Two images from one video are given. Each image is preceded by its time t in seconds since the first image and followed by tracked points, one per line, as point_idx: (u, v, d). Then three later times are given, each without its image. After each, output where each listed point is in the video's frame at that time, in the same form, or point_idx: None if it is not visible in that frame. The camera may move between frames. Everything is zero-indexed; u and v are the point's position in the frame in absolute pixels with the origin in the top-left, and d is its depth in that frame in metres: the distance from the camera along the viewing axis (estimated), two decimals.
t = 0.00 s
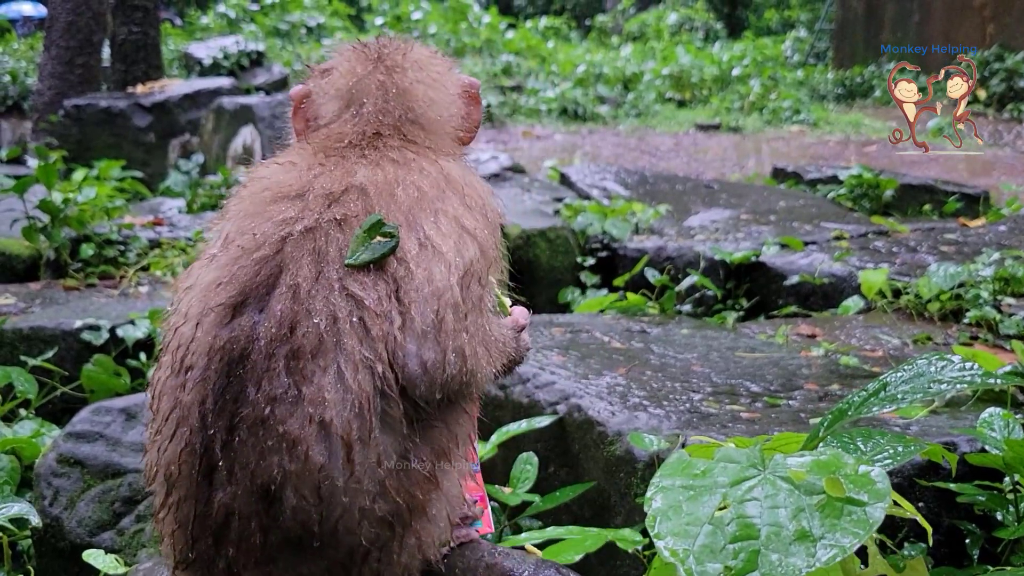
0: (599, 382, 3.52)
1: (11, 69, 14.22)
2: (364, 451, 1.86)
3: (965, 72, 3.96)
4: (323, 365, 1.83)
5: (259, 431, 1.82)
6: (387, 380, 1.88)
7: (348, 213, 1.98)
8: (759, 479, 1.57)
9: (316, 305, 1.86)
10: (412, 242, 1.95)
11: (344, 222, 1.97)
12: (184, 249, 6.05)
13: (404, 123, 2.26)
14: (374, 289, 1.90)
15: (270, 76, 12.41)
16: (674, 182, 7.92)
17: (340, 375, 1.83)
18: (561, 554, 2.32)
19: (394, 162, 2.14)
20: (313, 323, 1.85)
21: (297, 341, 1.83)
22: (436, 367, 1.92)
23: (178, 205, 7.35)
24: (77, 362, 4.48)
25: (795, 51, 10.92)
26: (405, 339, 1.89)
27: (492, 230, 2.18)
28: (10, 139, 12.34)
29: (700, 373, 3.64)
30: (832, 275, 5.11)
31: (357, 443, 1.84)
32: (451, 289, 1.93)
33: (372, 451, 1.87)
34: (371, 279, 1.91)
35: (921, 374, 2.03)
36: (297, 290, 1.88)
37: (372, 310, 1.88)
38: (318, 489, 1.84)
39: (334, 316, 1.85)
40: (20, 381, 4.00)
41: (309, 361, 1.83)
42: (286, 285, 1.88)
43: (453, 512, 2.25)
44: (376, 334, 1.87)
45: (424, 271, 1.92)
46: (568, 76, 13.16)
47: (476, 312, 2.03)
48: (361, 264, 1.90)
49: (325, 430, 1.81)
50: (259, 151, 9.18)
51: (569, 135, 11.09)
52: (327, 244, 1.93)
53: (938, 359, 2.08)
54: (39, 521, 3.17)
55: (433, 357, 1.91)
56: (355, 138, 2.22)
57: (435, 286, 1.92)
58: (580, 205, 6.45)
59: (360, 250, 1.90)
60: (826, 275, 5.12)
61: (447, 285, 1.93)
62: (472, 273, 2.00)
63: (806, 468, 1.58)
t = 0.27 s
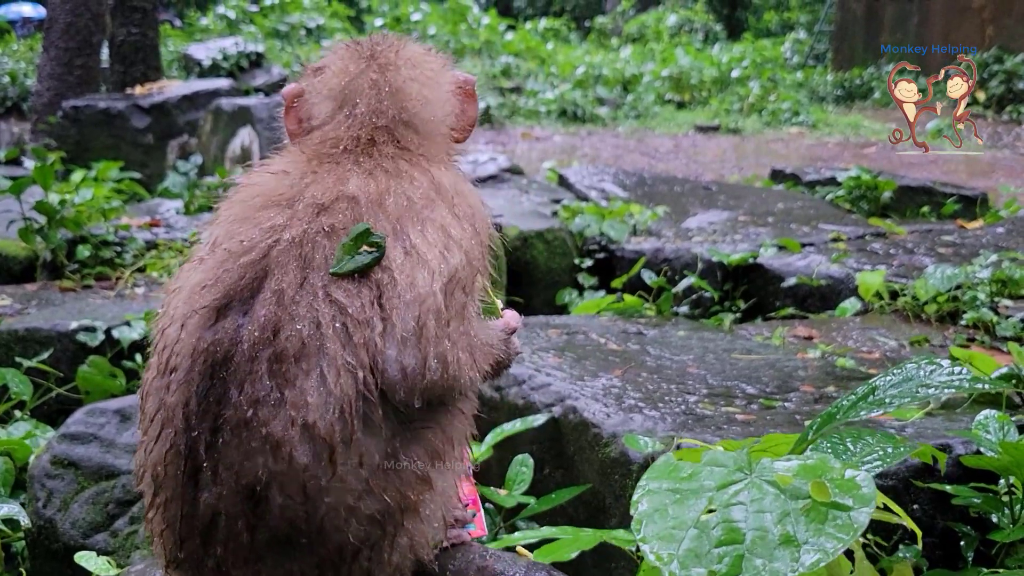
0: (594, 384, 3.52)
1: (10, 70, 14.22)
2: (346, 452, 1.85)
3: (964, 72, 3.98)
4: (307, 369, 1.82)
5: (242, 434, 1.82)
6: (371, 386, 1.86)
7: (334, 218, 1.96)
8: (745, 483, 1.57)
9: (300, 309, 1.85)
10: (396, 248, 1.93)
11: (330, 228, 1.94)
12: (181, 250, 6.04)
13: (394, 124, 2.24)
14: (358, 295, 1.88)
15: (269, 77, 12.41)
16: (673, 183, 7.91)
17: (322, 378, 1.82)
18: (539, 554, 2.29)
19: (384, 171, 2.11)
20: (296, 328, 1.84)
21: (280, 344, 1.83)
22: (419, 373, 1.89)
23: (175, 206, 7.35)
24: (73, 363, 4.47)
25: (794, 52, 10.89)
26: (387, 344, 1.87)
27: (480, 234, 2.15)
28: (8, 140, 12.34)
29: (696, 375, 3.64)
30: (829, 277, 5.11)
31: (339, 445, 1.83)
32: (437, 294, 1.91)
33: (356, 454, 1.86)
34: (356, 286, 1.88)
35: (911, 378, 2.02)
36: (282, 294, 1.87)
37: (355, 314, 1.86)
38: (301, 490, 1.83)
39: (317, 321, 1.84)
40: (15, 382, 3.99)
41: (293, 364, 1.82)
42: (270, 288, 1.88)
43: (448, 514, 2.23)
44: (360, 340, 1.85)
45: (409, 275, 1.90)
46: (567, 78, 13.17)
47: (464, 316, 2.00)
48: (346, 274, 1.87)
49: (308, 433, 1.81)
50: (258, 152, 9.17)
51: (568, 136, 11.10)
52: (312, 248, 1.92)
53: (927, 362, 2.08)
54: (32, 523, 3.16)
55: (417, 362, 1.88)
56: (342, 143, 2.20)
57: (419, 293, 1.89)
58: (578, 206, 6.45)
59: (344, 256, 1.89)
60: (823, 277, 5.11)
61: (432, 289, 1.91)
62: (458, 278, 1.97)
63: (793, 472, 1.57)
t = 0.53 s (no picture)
0: (593, 387, 3.53)
1: (10, 73, 14.24)
2: (353, 464, 1.86)
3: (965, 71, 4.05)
4: (312, 384, 1.83)
5: (249, 448, 1.84)
6: (377, 399, 1.87)
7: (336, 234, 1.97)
8: (746, 487, 1.58)
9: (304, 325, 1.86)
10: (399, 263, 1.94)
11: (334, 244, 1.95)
12: (181, 254, 6.04)
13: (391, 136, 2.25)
14: (363, 310, 1.89)
15: (269, 80, 12.42)
16: (672, 187, 7.93)
17: (328, 393, 1.82)
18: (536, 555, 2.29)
19: (383, 189, 2.13)
20: (301, 343, 1.84)
21: (285, 360, 1.83)
22: (421, 383, 1.93)
23: (175, 210, 7.36)
24: (73, 366, 4.47)
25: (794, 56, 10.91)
26: (392, 357, 1.89)
27: (478, 246, 2.19)
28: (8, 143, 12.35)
29: (695, 378, 3.65)
30: (828, 280, 5.12)
31: (346, 457, 1.85)
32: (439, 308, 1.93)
33: (362, 466, 1.88)
34: (360, 302, 1.90)
35: (909, 382, 2.03)
36: (286, 309, 1.87)
37: (360, 328, 1.87)
38: (309, 501, 1.85)
39: (322, 336, 1.85)
40: (15, 385, 3.99)
41: (298, 380, 1.83)
42: (275, 304, 1.88)
43: (451, 520, 2.26)
44: (364, 354, 1.86)
45: (412, 290, 1.92)
46: (566, 81, 13.20)
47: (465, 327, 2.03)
48: (350, 290, 1.89)
49: (314, 447, 1.81)
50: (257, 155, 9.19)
51: (567, 139, 11.12)
52: (316, 263, 1.93)
53: (924, 366, 2.09)
54: (33, 526, 3.17)
55: (418, 373, 1.91)
56: (341, 158, 2.21)
57: (423, 305, 1.92)
58: (577, 210, 6.47)
59: (349, 273, 1.90)
60: (822, 281, 5.13)
61: (435, 303, 1.93)
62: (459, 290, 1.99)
63: (793, 476, 1.59)
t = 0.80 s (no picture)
0: (595, 388, 3.53)
1: (11, 75, 14.25)
2: (361, 472, 1.87)
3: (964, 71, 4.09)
4: (320, 392, 1.83)
5: (258, 454, 1.84)
6: (383, 407, 1.89)
7: (343, 243, 1.98)
8: (744, 492, 1.59)
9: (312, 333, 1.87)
10: (406, 271, 1.95)
11: (343, 252, 1.96)
12: (182, 255, 6.05)
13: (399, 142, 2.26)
14: (371, 319, 1.90)
15: (269, 82, 12.43)
16: (673, 188, 7.94)
17: (337, 401, 1.83)
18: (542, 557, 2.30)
19: (394, 197, 2.13)
20: (309, 351, 1.85)
21: (294, 368, 1.84)
22: (426, 392, 1.94)
23: (176, 211, 7.37)
24: (76, 367, 4.48)
25: (794, 57, 10.93)
26: (397, 364, 1.90)
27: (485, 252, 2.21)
28: (9, 144, 12.37)
29: (697, 380, 3.66)
30: (828, 282, 5.13)
31: (354, 464, 1.86)
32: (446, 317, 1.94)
33: (370, 474, 1.89)
34: (368, 311, 1.90)
35: (909, 387, 2.03)
36: (295, 318, 1.88)
37: (367, 337, 1.88)
38: (317, 508, 1.86)
39: (331, 345, 1.85)
40: (18, 386, 4.00)
41: (306, 388, 1.83)
42: (283, 312, 1.89)
43: (456, 523, 2.28)
44: (371, 363, 1.87)
45: (420, 300, 1.93)
46: (567, 82, 13.21)
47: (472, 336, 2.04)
48: (359, 300, 1.90)
49: (323, 454, 1.82)
50: (258, 157, 9.20)
51: (567, 141, 11.14)
52: (324, 271, 1.93)
53: (924, 370, 2.09)
54: (36, 527, 3.17)
55: (425, 381, 1.93)
56: (349, 163, 2.22)
57: (430, 314, 1.93)
58: (578, 211, 6.48)
59: (358, 283, 1.90)
60: (823, 282, 5.13)
61: (442, 311, 1.94)
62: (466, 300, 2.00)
63: (792, 482, 1.59)
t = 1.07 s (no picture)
0: (598, 391, 3.53)
1: (12, 77, 14.27)
2: (353, 473, 1.87)
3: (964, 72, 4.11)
4: (311, 392, 1.84)
5: (250, 450, 1.86)
6: (375, 412, 1.87)
7: (335, 243, 1.98)
8: (758, 488, 1.59)
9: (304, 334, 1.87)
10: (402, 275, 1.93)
11: (338, 254, 1.95)
12: (184, 257, 6.05)
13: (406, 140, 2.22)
14: (363, 323, 1.89)
15: (270, 85, 12.43)
16: (674, 190, 7.94)
17: (326, 403, 1.83)
18: (546, 559, 2.33)
19: (396, 199, 2.10)
20: (300, 352, 1.85)
21: (284, 369, 1.84)
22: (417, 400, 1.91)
23: (178, 214, 7.38)
24: (79, 370, 4.49)
25: (793, 59, 10.95)
26: (387, 370, 1.88)
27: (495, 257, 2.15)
28: (11, 147, 12.39)
29: (700, 382, 3.66)
30: (830, 284, 5.13)
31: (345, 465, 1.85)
32: (442, 324, 1.91)
33: (362, 475, 1.88)
34: (360, 315, 1.90)
35: (918, 385, 2.04)
36: (286, 319, 1.89)
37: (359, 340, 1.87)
38: (307, 507, 1.87)
39: (320, 347, 1.85)
40: (22, 389, 4.01)
41: (296, 388, 1.84)
42: (276, 312, 1.90)
43: (463, 522, 2.28)
44: (362, 366, 1.86)
45: (415, 305, 1.90)
46: (567, 84, 13.22)
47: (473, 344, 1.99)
48: (351, 304, 1.89)
49: (312, 454, 1.83)
50: (260, 159, 9.21)
51: (568, 143, 11.15)
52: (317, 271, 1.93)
53: (934, 369, 2.12)
54: (40, 529, 3.18)
55: (417, 388, 1.91)
56: (357, 164, 2.20)
57: (423, 321, 1.89)
58: (580, 214, 6.49)
59: (349, 287, 1.89)
60: (825, 285, 5.14)
61: (438, 317, 1.91)
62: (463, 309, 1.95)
63: (805, 478, 1.60)
